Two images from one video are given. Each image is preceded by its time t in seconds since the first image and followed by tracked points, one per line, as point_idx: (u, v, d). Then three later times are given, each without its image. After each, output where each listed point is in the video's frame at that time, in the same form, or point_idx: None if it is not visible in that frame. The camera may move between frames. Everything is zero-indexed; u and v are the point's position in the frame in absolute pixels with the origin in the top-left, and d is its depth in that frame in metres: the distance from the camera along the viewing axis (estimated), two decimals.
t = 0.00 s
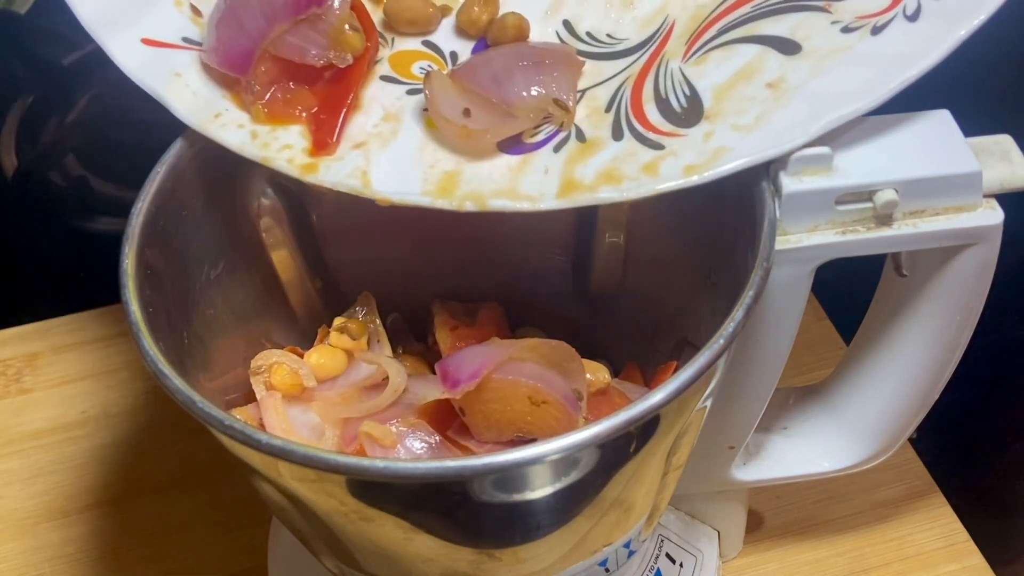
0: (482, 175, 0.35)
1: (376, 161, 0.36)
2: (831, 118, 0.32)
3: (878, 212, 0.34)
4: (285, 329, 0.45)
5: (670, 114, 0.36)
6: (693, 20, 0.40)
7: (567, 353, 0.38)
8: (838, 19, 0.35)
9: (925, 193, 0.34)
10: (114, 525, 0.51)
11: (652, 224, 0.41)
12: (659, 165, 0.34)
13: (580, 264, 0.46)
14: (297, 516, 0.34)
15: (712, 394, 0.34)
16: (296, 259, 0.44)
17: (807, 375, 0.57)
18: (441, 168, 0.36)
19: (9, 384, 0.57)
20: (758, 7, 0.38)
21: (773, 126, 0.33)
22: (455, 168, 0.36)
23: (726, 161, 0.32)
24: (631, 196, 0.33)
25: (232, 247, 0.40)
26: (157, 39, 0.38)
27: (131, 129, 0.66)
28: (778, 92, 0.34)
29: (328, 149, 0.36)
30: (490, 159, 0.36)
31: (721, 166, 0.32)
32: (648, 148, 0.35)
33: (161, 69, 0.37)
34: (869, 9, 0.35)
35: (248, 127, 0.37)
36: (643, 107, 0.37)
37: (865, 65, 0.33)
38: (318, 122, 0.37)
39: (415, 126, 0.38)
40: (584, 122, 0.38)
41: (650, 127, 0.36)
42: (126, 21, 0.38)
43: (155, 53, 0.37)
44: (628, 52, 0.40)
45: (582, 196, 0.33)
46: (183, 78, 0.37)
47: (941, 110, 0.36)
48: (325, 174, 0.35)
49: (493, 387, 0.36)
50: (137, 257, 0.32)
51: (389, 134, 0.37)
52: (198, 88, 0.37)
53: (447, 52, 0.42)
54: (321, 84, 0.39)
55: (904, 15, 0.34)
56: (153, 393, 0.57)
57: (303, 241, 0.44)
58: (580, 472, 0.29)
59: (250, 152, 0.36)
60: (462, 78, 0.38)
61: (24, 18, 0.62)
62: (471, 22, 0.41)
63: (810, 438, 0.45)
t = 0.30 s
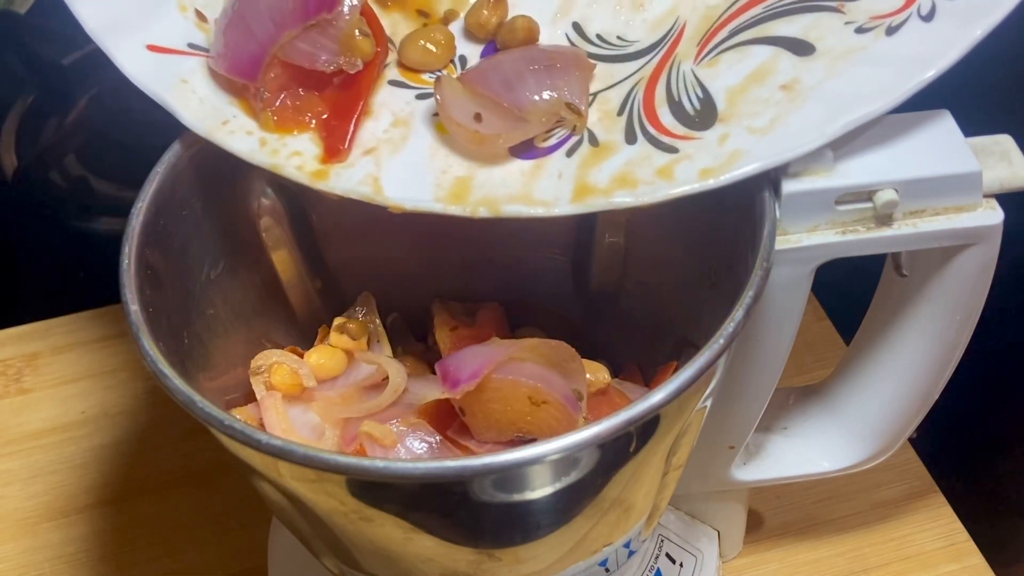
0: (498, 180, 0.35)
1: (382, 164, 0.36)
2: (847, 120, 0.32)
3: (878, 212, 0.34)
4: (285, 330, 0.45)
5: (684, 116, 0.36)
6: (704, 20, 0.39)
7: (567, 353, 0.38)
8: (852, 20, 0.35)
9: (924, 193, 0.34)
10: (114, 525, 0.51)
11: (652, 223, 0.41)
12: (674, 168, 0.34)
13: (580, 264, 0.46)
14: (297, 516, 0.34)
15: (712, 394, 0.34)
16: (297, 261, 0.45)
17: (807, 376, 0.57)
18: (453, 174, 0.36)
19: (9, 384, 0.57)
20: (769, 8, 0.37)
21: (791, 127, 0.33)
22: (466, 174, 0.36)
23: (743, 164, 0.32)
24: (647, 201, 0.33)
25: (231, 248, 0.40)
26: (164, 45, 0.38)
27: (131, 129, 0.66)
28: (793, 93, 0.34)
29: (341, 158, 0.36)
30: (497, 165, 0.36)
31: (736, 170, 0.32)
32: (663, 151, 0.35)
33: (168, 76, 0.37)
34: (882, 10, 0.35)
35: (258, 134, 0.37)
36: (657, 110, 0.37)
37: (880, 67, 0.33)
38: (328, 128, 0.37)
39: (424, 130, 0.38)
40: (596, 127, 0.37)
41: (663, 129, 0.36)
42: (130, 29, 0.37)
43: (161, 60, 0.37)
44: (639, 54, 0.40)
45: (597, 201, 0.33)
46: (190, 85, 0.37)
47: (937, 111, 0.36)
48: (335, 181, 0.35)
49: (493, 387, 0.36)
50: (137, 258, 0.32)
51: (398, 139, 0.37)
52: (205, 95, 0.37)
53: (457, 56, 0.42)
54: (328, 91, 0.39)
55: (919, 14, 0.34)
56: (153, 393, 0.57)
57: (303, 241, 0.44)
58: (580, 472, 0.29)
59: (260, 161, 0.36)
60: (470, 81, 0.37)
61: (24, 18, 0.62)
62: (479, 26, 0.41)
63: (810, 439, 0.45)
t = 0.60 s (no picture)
0: (467, 159, 0.36)
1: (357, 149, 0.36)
2: (806, 106, 0.33)
3: (878, 212, 0.34)
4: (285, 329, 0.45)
5: (650, 102, 0.37)
6: (675, 11, 0.40)
7: (566, 353, 0.38)
8: (817, 10, 0.36)
9: (924, 193, 0.34)
10: (114, 525, 0.51)
11: (651, 223, 0.41)
12: (637, 151, 0.35)
13: (580, 264, 0.46)
14: (297, 516, 0.34)
15: (712, 394, 0.34)
16: (298, 262, 0.45)
17: (807, 376, 0.57)
18: (425, 154, 0.36)
19: (9, 384, 0.57)
20: None
21: (749, 113, 0.34)
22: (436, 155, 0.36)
23: (703, 147, 0.33)
24: (610, 181, 0.34)
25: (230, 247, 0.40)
26: (152, 26, 0.38)
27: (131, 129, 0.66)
28: (756, 81, 0.35)
29: (320, 138, 0.37)
30: (463, 149, 0.37)
31: (697, 153, 0.33)
32: (628, 135, 0.36)
33: (154, 56, 0.37)
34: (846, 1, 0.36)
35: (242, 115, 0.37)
36: (624, 96, 0.38)
37: (839, 56, 0.34)
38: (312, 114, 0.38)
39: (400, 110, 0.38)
40: (569, 111, 0.38)
41: (630, 115, 0.37)
42: (119, 9, 0.38)
43: (147, 40, 0.37)
44: (611, 42, 0.41)
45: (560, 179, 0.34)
46: (176, 66, 0.37)
47: (940, 111, 0.36)
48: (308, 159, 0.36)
49: (493, 387, 0.36)
50: (137, 257, 0.32)
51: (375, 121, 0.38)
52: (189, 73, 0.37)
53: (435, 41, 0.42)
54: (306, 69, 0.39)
55: (880, 6, 0.34)
56: (153, 393, 0.57)
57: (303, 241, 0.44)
58: (580, 472, 0.29)
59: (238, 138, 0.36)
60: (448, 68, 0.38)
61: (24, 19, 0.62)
62: (457, 12, 0.42)
63: (810, 438, 0.45)
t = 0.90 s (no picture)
0: (467, 156, 0.37)
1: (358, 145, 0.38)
2: (804, 104, 0.32)
3: (878, 212, 0.34)
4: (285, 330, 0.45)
5: (649, 99, 0.37)
6: (673, 8, 0.40)
7: (566, 353, 0.38)
8: (815, 7, 0.36)
9: (924, 193, 0.34)
10: (114, 525, 0.51)
11: (651, 223, 0.41)
12: (636, 149, 0.35)
13: (580, 264, 0.46)
14: (297, 516, 0.34)
15: (712, 394, 0.34)
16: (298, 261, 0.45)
17: (807, 375, 0.57)
18: (426, 151, 0.37)
19: (10, 384, 0.57)
20: None
21: (748, 110, 0.34)
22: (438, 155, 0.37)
23: (702, 144, 0.33)
24: (608, 179, 0.34)
25: (231, 247, 0.40)
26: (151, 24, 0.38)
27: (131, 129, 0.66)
28: (755, 78, 0.35)
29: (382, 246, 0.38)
30: (465, 147, 0.37)
31: (696, 150, 0.33)
32: (627, 132, 0.36)
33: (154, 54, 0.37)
34: None
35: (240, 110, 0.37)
36: (624, 92, 0.38)
37: (837, 53, 0.34)
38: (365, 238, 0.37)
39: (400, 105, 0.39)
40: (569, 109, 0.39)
41: (629, 112, 0.37)
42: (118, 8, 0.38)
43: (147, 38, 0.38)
44: (611, 38, 0.41)
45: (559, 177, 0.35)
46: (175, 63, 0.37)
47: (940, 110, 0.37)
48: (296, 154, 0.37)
49: (494, 387, 0.36)
50: (137, 257, 0.32)
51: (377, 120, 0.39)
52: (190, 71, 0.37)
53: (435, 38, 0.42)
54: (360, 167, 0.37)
55: (878, 3, 0.34)
56: (153, 393, 0.57)
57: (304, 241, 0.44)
58: (580, 472, 0.29)
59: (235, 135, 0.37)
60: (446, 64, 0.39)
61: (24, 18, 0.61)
62: (456, 9, 0.42)
63: (809, 438, 0.45)
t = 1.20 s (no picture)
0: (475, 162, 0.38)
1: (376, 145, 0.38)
2: (808, 107, 0.32)
3: (878, 212, 0.34)
4: (286, 330, 0.45)
5: (652, 101, 0.38)
6: (676, 9, 0.40)
7: (569, 355, 0.38)
8: (818, 8, 0.36)
9: (925, 193, 0.34)
10: (114, 525, 0.51)
11: (651, 223, 0.41)
12: (640, 152, 0.36)
13: (580, 263, 0.46)
14: (297, 516, 0.34)
15: (712, 394, 0.34)
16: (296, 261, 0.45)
17: (807, 375, 0.57)
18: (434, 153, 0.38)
19: (9, 384, 0.57)
20: None
21: (752, 112, 0.34)
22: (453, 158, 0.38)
23: (708, 147, 0.33)
24: (613, 182, 0.34)
25: (232, 249, 0.40)
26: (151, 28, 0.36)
27: (131, 129, 0.66)
28: (758, 80, 0.35)
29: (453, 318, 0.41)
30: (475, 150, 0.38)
31: (701, 153, 0.33)
32: (631, 136, 0.37)
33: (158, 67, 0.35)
34: None
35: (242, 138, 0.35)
36: (627, 94, 0.39)
37: (840, 54, 0.34)
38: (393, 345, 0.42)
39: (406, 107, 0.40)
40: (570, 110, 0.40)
41: (633, 114, 0.38)
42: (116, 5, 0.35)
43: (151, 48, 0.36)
44: (613, 41, 0.41)
45: (561, 180, 0.35)
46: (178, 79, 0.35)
47: (941, 110, 0.37)
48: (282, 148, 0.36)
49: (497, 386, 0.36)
50: (136, 257, 0.32)
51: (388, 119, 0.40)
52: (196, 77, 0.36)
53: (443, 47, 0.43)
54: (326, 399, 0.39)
55: (883, 4, 0.34)
56: (153, 393, 0.57)
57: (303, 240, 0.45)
58: (580, 473, 0.29)
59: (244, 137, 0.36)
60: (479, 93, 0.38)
61: (24, 19, 0.61)
62: (457, 13, 0.41)
63: (809, 438, 0.45)
